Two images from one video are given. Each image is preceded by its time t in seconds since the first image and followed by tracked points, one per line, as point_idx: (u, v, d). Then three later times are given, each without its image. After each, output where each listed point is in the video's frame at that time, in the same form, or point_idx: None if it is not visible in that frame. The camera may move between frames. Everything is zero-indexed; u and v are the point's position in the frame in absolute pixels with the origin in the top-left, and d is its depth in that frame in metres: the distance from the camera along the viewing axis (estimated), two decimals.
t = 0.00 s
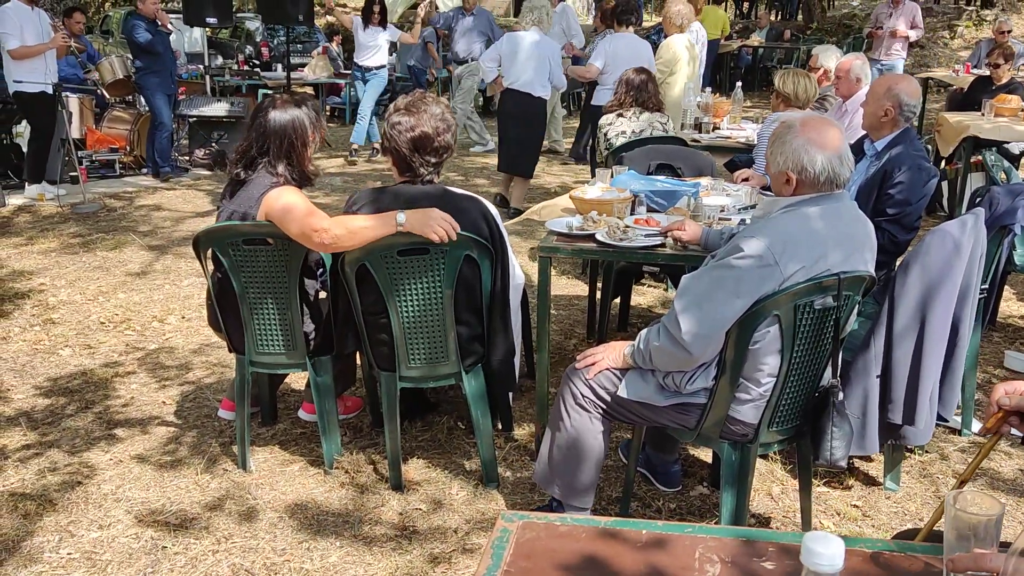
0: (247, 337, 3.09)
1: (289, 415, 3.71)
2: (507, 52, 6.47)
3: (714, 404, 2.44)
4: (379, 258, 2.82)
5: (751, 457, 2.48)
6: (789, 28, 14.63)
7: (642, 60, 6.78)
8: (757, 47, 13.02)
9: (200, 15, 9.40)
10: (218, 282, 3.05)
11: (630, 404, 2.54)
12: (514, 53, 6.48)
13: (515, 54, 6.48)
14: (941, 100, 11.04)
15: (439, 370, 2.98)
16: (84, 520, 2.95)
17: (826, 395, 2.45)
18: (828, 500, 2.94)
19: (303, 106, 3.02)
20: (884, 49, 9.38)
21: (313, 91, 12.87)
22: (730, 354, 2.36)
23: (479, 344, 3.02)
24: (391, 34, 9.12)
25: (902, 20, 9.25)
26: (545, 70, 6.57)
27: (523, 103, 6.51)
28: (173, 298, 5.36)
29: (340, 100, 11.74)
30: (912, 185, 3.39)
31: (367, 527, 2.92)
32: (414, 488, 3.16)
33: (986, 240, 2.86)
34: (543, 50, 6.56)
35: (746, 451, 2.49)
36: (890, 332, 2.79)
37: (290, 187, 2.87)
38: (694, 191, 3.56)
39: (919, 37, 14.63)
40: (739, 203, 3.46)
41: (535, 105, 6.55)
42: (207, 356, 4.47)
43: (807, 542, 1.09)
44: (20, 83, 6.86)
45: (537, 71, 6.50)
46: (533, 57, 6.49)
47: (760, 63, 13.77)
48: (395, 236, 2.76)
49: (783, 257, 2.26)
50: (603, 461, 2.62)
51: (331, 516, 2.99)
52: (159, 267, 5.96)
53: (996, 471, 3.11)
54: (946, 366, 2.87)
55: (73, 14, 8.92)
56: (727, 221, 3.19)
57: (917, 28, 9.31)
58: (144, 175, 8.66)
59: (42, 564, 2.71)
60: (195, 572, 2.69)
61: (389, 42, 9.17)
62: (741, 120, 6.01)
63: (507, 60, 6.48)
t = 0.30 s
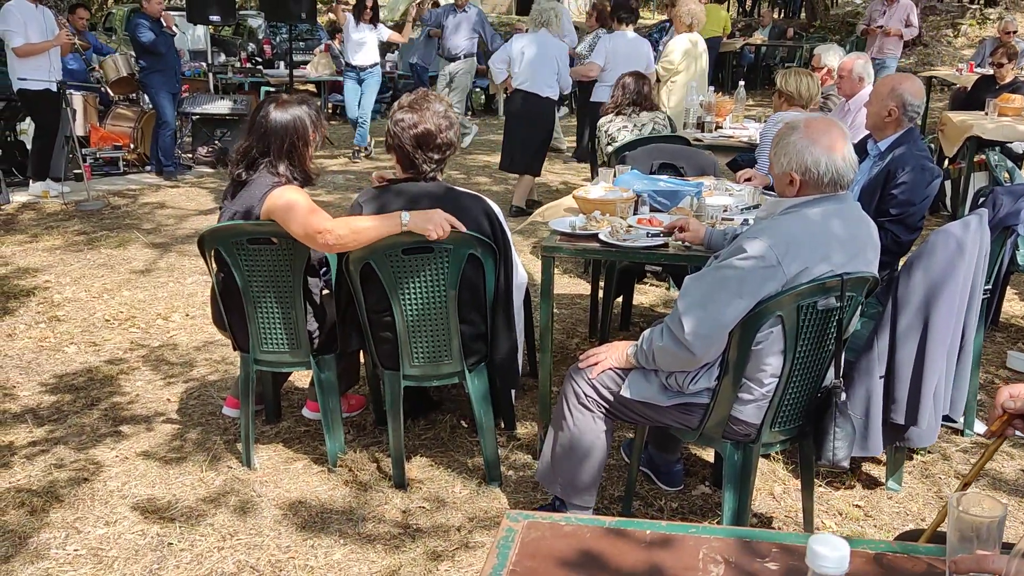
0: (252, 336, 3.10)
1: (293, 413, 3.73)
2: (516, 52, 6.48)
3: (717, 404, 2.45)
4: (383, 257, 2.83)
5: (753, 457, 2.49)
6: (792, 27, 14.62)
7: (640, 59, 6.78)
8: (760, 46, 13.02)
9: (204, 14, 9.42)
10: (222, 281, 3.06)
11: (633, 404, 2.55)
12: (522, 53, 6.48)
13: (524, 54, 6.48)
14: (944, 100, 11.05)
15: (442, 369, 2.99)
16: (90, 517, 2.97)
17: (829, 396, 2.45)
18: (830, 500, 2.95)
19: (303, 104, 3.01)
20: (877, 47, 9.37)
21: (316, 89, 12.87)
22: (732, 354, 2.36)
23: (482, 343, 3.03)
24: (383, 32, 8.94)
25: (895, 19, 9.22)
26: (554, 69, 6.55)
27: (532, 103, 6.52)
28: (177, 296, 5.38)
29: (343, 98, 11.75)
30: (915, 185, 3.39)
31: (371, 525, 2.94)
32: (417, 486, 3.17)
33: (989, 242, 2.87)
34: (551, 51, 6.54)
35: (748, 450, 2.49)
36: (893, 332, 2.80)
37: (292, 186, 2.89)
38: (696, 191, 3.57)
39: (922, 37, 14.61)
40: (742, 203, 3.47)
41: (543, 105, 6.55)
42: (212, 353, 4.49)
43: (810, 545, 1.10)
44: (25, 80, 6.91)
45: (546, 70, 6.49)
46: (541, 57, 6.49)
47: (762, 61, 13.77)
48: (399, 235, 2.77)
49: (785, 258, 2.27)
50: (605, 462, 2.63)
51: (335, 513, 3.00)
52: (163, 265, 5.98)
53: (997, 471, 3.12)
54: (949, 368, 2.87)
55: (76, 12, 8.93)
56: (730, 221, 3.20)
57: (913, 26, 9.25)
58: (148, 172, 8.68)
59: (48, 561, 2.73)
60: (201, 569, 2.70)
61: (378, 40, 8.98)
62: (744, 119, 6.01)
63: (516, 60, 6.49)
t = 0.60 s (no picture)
0: (253, 332, 3.11)
1: (293, 409, 3.74)
2: (518, 50, 6.48)
3: (716, 403, 2.46)
4: (384, 254, 2.84)
5: (752, 454, 2.50)
6: (793, 25, 14.63)
7: (636, 59, 6.82)
8: (760, 43, 13.02)
9: (204, 9, 9.41)
10: (223, 278, 3.06)
11: (633, 402, 2.56)
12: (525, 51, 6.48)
13: (527, 51, 6.48)
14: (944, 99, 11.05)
15: (442, 366, 3.00)
16: (92, 511, 2.98)
17: (828, 394, 2.47)
18: (828, 497, 2.97)
19: (299, 102, 3.02)
20: (871, 47, 9.37)
21: (316, 85, 12.87)
22: (732, 353, 2.37)
23: (483, 340, 3.04)
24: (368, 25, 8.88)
25: (891, 20, 9.21)
26: (559, 63, 6.56)
27: (539, 99, 6.56)
28: (178, 292, 5.39)
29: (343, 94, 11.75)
30: (916, 184, 3.40)
31: (371, 521, 2.95)
32: (417, 482, 3.18)
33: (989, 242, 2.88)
34: (554, 46, 6.49)
35: (747, 448, 2.51)
36: (892, 332, 2.81)
37: (292, 183, 2.90)
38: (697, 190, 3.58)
39: (922, 35, 14.60)
40: (742, 202, 3.48)
41: (549, 99, 6.59)
42: (213, 350, 4.50)
43: (810, 544, 1.11)
44: (25, 75, 6.92)
45: (550, 67, 6.51)
46: (545, 53, 6.47)
47: (763, 59, 13.74)
48: (401, 232, 2.78)
49: (786, 257, 2.28)
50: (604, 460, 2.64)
51: (335, 509, 3.02)
52: (163, 261, 5.99)
53: (994, 470, 3.13)
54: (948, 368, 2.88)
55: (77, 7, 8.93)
56: (730, 219, 3.20)
57: (908, 27, 9.26)
58: (148, 168, 8.68)
59: (50, 555, 2.74)
60: (202, 564, 2.72)
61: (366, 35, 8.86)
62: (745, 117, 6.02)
63: (519, 58, 6.51)
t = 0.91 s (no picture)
0: (248, 326, 3.11)
1: (288, 403, 3.74)
2: (521, 44, 6.45)
3: (710, 399, 2.47)
4: (380, 249, 2.84)
5: (745, 451, 2.51)
6: (790, 21, 14.63)
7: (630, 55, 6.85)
8: (757, 39, 13.02)
9: (200, 2, 9.38)
10: (218, 272, 3.06)
11: (628, 398, 2.57)
12: (528, 45, 6.45)
13: (529, 45, 6.45)
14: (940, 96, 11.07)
15: (437, 362, 3.00)
16: (86, 505, 2.98)
17: (821, 391, 2.48)
18: (820, 493, 2.98)
19: (293, 96, 3.01)
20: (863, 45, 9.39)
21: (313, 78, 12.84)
22: (726, 349, 2.38)
23: (477, 336, 3.04)
24: (350, 17, 8.67)
25: (883, 16, 9.22)
26: (563, 56, 6.54)
27: (547, 93, 6.56)
28: (173, 286, 5.38)
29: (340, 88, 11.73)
30: (911, 181, 3.41)
31: (365, 515, 2.96)
32: (412, 477, 3.19)
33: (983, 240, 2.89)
34: (557, 39, 6.49)
35: (740, 444, 2.52)
36: (886, 331, 2.82)
37: (288, 178, 2.90)
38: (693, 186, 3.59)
39: (919, 32, 14.61)
40: (738, 199, 3.48)
41: (557, 93, 6.59)
42: (208, 344, 4.50)
43: (799, 541, 1.11)
44: (20, 68, 6.88)
45: (554, 60, 6.49)
46: (548, 47, 6.45)
47: (760, 55, 13.74)
48: (396, 228, 2.78)
49: (780, 254, 2.29)
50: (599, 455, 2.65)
51: (329, 503, 3.02)
52: (159, 255, 5.98)
53: (986, 466, 3.15)
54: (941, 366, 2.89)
55: None
56: (725, 216, 3.21)
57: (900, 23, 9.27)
58: (144, 161, 8.66)
59: (45, 548, 2.74)
60: (197, 557, 2.72)
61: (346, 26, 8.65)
62: (742, 114, 6.03)
63: (523, 52, 6.47)
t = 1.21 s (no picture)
0: (243, 320, 3.11)
1: (283, 397, 3.74)
2: (531, 42, 6.42)
3: (704, 393, 2.47)
4: (375, 243, 2.84)
5: (739, 445, 2.52)
6: (787, 16, 14.64)
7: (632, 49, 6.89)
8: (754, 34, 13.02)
9: None
10: (213, 265, 3.05)
11: (622, 392, 2.57)
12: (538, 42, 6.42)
13: (539, 43, 6.42)
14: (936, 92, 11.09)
15: (432, 356, 3.01)
16: (79, 498, 2.98)
17: (815, 386, 2.48)
18: (814, 488, 2.99)
19: (285, 88, 3.01)
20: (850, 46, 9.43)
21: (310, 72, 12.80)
22: (720, 344, 2.38)
23: (472, 330, 3.04)
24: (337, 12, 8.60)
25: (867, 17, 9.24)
26: (571, 54, 6.58)
27: (554, 91, 6.57)
28: (167, 279, 5.37)
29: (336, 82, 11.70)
30: (906, 178, 3.41)
31: (359, 509, 2.96)
32: (407, 471, 3.19)
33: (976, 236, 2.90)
34: (566, 37, 6.52)
35: (735, 439, 2.52)
36: (879, 325, 2.82)
37: (282, 171, 2.90)
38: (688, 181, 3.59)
39: (916, 29, 14.64)
40: (734, 194, 3.48)
41: (563, 91, 6.61)
42: (203, 337, 4.49)
43: (789, 530, 1.11)
44: (15, 60, 6.84)
45: (563, 58, 6.52)
46: (557, 44, 6.47)
47: (757, 51, 13.75)
48: (391, 222, 2.78)
49: (775, 249, 2.29)
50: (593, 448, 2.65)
51: (324, 497, 3.02)
52: (153, 248, 5.97)
53: (978, 462, 3.16)
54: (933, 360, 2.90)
55: None
56: (721, 211, 3.21)
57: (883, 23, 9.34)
58: (139, 154, 8.63)
59: (38, 541, 2.74)
60: (190, 551, 2.72)
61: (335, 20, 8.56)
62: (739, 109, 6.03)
63: (532, 49, 6.43)
